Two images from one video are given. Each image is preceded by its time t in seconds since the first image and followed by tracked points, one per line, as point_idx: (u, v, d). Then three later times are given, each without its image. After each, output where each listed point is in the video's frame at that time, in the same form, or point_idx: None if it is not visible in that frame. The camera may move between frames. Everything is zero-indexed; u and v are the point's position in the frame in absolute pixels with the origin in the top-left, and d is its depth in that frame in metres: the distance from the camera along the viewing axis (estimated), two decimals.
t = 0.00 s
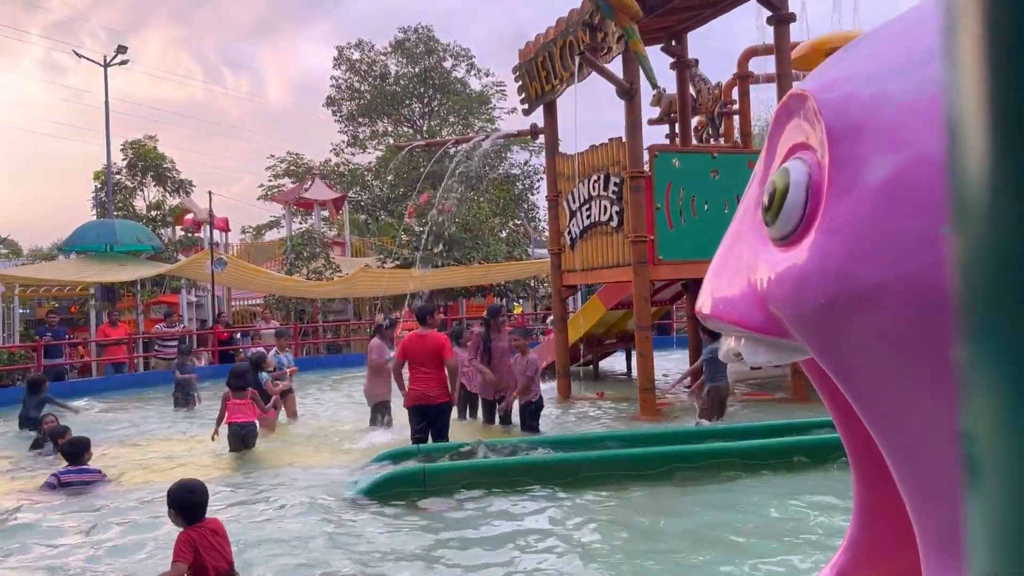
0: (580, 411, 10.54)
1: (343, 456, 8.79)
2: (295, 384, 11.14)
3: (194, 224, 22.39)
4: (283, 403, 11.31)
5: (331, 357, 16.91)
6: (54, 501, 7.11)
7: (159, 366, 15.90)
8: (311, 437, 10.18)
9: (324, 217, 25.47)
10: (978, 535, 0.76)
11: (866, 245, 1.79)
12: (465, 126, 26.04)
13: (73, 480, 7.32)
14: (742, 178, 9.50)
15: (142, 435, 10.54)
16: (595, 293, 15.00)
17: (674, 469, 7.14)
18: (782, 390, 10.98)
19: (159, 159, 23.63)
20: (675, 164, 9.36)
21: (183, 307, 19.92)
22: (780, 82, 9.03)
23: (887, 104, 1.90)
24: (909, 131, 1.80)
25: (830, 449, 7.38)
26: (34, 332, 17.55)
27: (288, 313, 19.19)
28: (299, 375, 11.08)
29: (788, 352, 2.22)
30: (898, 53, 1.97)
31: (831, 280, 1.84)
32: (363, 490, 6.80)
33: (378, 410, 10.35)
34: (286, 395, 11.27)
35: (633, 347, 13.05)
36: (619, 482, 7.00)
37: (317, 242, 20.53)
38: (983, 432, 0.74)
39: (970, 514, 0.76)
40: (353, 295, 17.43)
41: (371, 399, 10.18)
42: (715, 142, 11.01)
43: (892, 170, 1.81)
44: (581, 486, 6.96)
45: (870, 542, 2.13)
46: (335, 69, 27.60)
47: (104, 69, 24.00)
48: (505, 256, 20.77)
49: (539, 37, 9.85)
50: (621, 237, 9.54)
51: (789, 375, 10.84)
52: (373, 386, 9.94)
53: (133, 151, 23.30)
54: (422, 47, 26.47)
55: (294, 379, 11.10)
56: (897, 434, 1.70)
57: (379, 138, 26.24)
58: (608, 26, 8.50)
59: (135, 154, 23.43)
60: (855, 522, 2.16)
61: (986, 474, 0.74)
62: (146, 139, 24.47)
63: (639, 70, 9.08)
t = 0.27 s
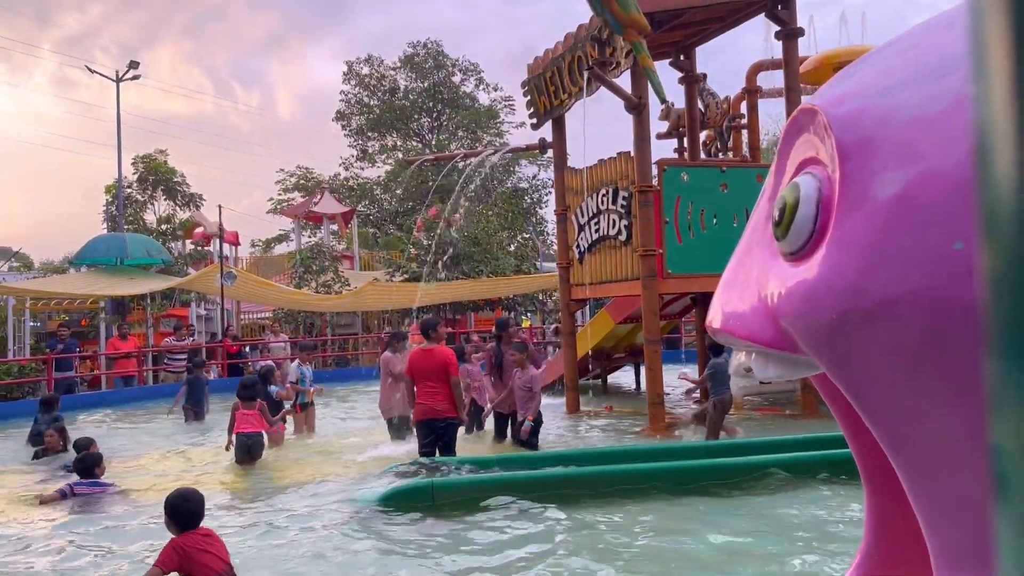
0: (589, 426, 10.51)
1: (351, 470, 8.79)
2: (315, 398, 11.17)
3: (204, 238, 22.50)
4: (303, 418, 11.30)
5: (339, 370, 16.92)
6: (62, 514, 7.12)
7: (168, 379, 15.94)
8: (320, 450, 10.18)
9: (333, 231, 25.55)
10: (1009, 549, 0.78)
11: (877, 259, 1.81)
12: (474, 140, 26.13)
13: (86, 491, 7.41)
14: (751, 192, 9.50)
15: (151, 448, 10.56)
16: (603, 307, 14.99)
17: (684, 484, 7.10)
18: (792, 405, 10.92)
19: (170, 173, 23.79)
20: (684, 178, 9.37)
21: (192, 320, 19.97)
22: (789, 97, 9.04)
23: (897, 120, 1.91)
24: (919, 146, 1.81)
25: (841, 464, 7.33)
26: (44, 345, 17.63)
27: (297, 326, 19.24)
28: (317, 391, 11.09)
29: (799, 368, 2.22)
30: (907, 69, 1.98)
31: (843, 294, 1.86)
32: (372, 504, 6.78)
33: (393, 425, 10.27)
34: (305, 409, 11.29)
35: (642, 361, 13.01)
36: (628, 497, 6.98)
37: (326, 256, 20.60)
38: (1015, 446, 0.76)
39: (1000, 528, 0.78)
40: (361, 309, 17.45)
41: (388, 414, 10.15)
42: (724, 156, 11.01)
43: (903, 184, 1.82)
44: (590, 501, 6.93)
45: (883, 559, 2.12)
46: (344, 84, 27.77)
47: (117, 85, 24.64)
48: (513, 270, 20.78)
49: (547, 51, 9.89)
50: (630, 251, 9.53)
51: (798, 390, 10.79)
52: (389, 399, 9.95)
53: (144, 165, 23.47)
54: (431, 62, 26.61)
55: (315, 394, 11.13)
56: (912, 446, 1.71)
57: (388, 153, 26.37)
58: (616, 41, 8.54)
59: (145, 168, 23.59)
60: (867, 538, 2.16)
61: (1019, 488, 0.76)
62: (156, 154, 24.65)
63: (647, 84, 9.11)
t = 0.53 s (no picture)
0: (597, 439, 10.48)
1: (359, 482, 8.78)
2: (331, 410, 11.09)
3: (214, 250, 22.61)
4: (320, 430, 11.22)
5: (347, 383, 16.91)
6: (71, 525, 7.14)
7: (177, 391, 15.99)
8: (328, 463, 10.17)
9: (342, 243, 25.63)
10: None
11: (889, 274, 1.81)
12: (483, 153, 26.19)
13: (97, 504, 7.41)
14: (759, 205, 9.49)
15: (159, 460, 10.58)
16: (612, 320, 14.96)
17: (693, 498, 7.06)
18: (802, 419, 10.85)
19: (180, 186, 23.93)
20: (692, 191, 9.36)
21: (201, 332, 20.02)
22: (797, 110, 9.03)
23: (908, 133, 1.91)
24: (931, 160, 1.81)
25: (851, 479, 7.27)
26: (55, 357, 17.70)
27: (305, 339, 19.27)
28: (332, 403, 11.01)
29: (810, 382, 2.21)
30: (917, 83, 1.98)
31: (855, 308, 1.86)
32: (380, 518, 6.76)
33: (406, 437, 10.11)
34: (321, 420, 11.21)
35: (651, 375, 12.96)
36: (636, 511, 6.94)
37: (335, 268, 20.66)
38: None
39: None
40: (370, 321, 17.46)
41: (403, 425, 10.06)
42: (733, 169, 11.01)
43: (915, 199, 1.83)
44: (599, 515, 6.90)
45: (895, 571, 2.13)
46: (353, 98, 27.91)
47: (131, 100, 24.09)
48: (521, 282, 20.78)
49: (556, 65, 9.92)
50: (638, 264, 9.52)
51: (808, 404, 10.72)
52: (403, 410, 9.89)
53: (155, 179, 23.62)
54: (440, 75, 26.72)
55: (330, 406, 11.05)
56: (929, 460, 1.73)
57: (397, 166, 26.46)
58: (624, 54, 8.56)
59: (156, 181, 23.75)
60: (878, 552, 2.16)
61: None
62: (167, 167, 24.80)
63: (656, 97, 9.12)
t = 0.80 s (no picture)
0: (606, 451, 10.44)
1: (367, 495, 8.76)
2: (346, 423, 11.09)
3: (223, 262, 22.68)
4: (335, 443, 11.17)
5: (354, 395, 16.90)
6: (80, 537, 7.14)
7: (186, 403, 16.01)
8: (336, 474, 10.18)
9: (350, 255, 25.68)
10: None
11: (900, 287, 1.81)
12: (491, 165, 26.26)
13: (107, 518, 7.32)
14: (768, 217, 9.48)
15: (168, 471, 10.59)
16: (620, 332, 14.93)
17: (703, 511, 7.03)
18: (812, 431, 10.80)
19: (190, 198, 24.06)
20: (700, 204, 9.36)
21: (210, 344, 20.08)
22: (806, 122, 9.04)
23: (919, 146, 1.91)
24: (941, 173, 1.81)
25: (862, 492, 7.23)
26: (65, 368, 17.78)
27: (314, 350, 19.29)
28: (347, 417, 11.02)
29: (822, 396, 2.20)
30: (927, 95, 1.98)
31: (866, 322, 1.86)
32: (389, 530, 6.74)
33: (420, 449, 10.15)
34: (336, 434, 11.19)
35: (659, 387, 12.93)
36: (645, 523, 6.91)
37: (343, 280, 20.70)
38: None
39: None
40: (378, 333, 17.48)
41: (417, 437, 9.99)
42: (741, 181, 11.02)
43: (926, 212, 1.82)
44: (608, 528, 6.87)
45: None
46: (362, 110, 28.03)
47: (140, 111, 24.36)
48: (529, 294, 20.80)
49: (564, 78, 9.96)
50: (647, 276, 9.52)
51: (818, 416, 10.68)
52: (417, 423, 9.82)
53: (165, 191, 23.76)
54: (448, 88, 26.83)
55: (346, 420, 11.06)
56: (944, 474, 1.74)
57: (405, 178, 26.58)
58: (632, 67, 8.59)
59: (166, 193, 23.87)
60: (893, 564, 2.16)
61: None
62: (177, 179, 24.95)
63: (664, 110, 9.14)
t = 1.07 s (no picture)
0: (615, 463, 10.41)
1: (375, 506, 8.74)
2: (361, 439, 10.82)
3: (231, 273, 22.75)
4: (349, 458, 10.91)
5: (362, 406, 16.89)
6: (89, 547, 7.14)
7: (194, 413, 16.03)
8: (344, 486, 10.17)
9: (358, 266, 25.74)
10: None
11: (911, 300, 1.82)
12: (498, 177, 26.30)
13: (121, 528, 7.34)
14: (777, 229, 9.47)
15: (176, 482, 10.58)
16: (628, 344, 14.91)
17: (712, 523, 7.00)
18: (821, 444, 10.74)
19: (199, 210, 24.16)
20: (709, 215, 9.35)
21: (219, 355, 20.11)
22: (814, 133, 9.04)
23: (929, 160, 1.92)
24: (952, 187, 1.83)
25: (872, 505, 7.19)
26: (74, 378, 17.82)
27: (322, 361, 19.31)
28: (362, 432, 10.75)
29: (831, 408, 2.20)
30: (936, 109, 2.00)
31: (876, 335, 1.87)
32: (397, 542, 6.72)
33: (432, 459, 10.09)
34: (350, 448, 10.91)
35: (668, 398, 12.89)
36: (655, 535, 6.88)
37: (351, 291, 20.74)
38: None
39: None
40: (386, 344, 17.48)
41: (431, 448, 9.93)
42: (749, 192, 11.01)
43: (938, 225, 1.84)
44: (616, 540, 6.84)
45: None
46: (370, 122, 28.14)
47: (150, 123, 24.52)
48: (537, 305, 20.79)
49: (572, 90, 9.98)
50: (655, 287, 9.51)
51: (827, 428, 10.62)
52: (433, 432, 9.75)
53: (174, 202, 23.88)
54: (456, 100, 26.92)
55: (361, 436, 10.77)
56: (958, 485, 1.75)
57: (413, 190, 26.67)
58: (640, 79, 8.61)
59: (175, 205, 23.98)
60: None
61: None
62: (186, 191, 25.07)
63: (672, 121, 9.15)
